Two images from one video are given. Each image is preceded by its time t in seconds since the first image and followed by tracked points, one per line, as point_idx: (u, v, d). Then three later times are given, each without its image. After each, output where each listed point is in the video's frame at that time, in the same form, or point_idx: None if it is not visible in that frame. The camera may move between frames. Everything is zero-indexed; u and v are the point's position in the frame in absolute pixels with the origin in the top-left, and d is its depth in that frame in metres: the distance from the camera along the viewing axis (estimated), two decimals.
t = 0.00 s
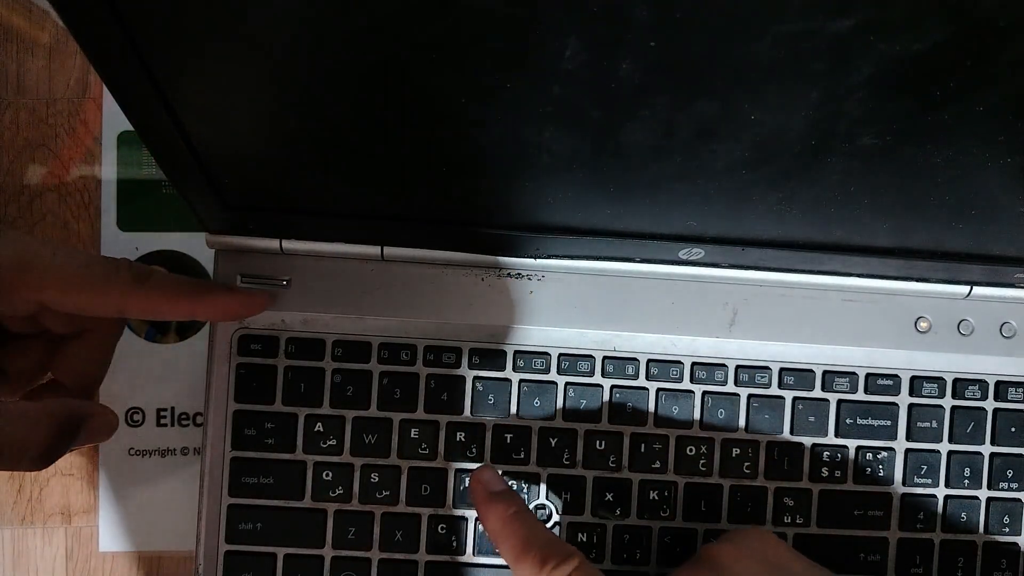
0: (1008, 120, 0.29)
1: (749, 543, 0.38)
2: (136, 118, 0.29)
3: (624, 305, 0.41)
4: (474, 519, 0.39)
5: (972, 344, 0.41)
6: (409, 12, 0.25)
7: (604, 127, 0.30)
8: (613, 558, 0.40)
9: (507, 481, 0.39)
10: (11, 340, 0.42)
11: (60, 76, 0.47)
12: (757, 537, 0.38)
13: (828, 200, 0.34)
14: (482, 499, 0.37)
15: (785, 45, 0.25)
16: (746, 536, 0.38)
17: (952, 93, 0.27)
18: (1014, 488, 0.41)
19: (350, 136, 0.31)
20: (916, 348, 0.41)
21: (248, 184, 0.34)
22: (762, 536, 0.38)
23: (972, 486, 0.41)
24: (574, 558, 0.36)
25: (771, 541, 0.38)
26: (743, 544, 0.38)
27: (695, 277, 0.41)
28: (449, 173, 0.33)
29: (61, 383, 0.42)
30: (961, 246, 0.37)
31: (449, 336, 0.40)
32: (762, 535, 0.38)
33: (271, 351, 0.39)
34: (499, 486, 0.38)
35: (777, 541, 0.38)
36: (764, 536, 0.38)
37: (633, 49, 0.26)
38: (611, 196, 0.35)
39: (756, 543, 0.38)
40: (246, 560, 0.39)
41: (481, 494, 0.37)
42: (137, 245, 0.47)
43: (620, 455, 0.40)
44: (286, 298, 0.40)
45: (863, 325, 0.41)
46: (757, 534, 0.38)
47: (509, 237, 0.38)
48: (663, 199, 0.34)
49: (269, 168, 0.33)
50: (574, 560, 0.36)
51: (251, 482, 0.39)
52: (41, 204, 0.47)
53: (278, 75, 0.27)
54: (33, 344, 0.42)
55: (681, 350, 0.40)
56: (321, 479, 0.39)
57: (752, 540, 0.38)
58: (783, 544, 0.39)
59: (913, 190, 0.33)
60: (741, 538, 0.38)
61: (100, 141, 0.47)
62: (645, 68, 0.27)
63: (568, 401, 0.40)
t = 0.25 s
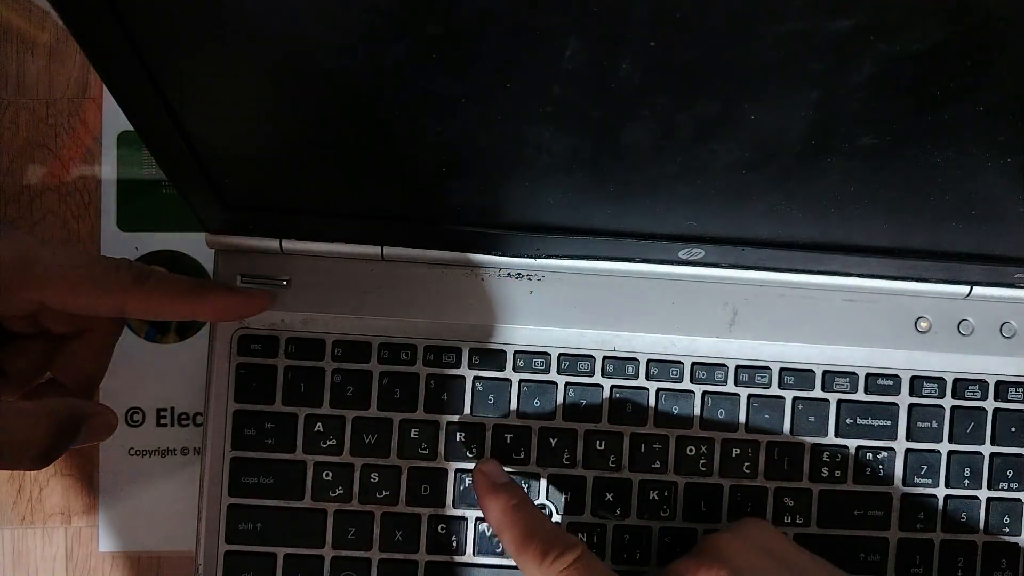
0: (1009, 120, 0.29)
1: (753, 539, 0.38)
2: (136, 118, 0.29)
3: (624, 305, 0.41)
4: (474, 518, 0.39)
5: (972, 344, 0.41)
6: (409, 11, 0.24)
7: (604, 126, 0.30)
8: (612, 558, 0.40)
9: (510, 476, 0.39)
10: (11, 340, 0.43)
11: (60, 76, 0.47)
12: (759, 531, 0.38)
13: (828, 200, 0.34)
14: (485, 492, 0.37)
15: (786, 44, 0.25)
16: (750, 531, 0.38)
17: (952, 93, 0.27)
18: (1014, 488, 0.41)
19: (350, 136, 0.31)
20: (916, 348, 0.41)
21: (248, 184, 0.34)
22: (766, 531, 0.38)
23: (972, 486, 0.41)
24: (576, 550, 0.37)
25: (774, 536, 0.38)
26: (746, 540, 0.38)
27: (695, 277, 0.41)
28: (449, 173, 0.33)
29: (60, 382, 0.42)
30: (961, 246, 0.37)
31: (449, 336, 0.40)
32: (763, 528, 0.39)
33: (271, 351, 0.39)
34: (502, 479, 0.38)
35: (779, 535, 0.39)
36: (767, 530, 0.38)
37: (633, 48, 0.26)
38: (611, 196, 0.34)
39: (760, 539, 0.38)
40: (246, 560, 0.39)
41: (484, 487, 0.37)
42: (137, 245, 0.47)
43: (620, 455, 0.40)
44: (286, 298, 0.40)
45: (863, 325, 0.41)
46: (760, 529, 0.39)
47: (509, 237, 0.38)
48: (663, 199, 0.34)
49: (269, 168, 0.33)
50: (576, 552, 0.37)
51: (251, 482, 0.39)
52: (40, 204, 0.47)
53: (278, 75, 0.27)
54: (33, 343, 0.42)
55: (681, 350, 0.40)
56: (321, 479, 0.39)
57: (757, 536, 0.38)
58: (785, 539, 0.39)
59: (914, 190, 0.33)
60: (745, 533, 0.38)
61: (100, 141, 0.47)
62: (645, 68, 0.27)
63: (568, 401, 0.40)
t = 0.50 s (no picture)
0: (1008, 120, 0.29)
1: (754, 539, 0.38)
2: (137, 118, 0.29)
3: (624, 304, 0.41)
4: (474, 518, 0.39)
5: (972, 344, 0.41)
6: (409, 11, 0.24)
7: (604, 127, 0.30)
8: (612, 558, 0.40)
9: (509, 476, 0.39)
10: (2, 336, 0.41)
11: (60, 76, 0.47)
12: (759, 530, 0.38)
13: (828, 200, 0.34)
14: (484, 493, 0.37)
15: (786, 45, 0.25)
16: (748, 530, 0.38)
17: (952, 93, 0.27)
18: (1014, 488, 0.41)
19: (350, 136, 0.31)
20: (916, 348, 0.41)
21: (249, 184, 0.34)
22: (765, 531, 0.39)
23: (972, 486, 0.41)
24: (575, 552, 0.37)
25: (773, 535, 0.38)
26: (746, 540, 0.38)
27: (694, 277, 0.41)
28: (449, 173, 0.33)
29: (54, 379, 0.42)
30: (961, 246, 0.37)
31: (449, 336, 0.40)
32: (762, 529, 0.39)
33: (271, 351, 0.39)
34: (502, 480, 0.38)
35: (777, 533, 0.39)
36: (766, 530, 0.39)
37: (633, 48, 0.26)
38: (611, 196, 0.34)
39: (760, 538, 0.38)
40: (246, 560, 0.39)
41: (484, 488, 0.37)
42: (137, 246, 0.47)
43: (620, 455, 0.40)
44: (286, 298, 0.40)
45: (863, 325, 0.41)
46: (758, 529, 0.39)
47: (510, 237, 0.38)
48: (663, 199, 0.34)
49: (269, 168, 0.33)
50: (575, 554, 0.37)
51: (251, 482, 0.39)
52: (41, 204, 0.47)
53: (278, 75, 0.27)
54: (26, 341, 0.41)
55: (681, 350, 0.40)
56: (321, 479, 0.39)
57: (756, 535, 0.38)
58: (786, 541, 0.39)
59: (913, 190, 0.33)
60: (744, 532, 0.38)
61: (100, 141, 0.47)
62: (645, 68, 0.27)
63: (568, 401, 0.40)
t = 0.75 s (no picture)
0: (1008, 120, 0.29)
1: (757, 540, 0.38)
2: (137, 118, 0.29)
3: (624, 304, 0.41)
4: (474, 519, 0.39)
5: (972, 344, 0.41)
6: (409, 11, 0.24)
7: (604, 127, 0.30)
8: (612, 558, 0.40)
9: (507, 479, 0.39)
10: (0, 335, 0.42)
11: (60, 76, 0.47)
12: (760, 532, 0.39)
13: (828, 200, 0.34)
14: (484, 496, 0.37)
15: (786, 45, 0.25)
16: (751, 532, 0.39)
17: (952, 93, 0.27)
18: (1014, 488, 0.41)
19: (350, 136, 0.31)
20: (916, 348, 0.41)
21: (249, 184, 0.34)
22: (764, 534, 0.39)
23: (972, 486, 0.41)
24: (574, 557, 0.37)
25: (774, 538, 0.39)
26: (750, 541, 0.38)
27: (694, 277, 0.41)
28: (449, 173, 0.33)
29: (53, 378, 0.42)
30: (961, 246, 0.37)
31: (449, 336, 0.40)
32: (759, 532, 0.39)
33: (271, 351, 0.39)
34: (500, 484, 0.38)
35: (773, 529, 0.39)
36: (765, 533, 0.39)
37: (633, 48, 0.26)
38: (611, 196, 0.34)
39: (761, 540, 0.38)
40: (246, 560, 0.39)
41: (482, 491, 0.37)
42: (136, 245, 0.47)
43: (620, 455, 0.40)
44: (287, 298, 0.40)
45: (863, 325, 0.41)
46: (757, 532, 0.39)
47: (510, 237, 0.38)
48: (663, 199, 0.34)
49: (269, 168, 0.33)
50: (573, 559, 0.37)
51: (251, 482, 0.39)
52: (40, 204, 0.47)
53: (278, 75, 0.27)
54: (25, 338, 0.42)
55: (681, 350, 0.40)
56: (321, 479, 0.39)
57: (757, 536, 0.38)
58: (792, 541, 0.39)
59: (913, 190, 0.33)
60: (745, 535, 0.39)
61: (100, 141, 0.47)
62: (645, 69, 0.27)
63: (568, 401, 0.40)
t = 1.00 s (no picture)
0: (1008, 120, 0.29)
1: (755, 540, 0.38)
2: (137, 118, 0.29)
3: (624, 304, 0.41)
4: (474, 519, 0.39)
5: (972, 344, 0.41)
6: (409, 11, 0.24)
7: (604, 127, 0.30)
8: (612, 558, 0.40)
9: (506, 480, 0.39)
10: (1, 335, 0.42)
11: (60, 76, 0.47)
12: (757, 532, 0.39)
13: (828, 200, 0.34)
14: (483, 498, 0.37)
15: (786, 45, 0.25)
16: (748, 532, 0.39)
17: (952, 93, 0.27)
18: (1014, 488, 0.41)
19: (350, 136, 0.31)
20: (916, 348, 0.41)
21: (249, 184, 0.34)
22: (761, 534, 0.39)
23: (972, 486, 0.41)
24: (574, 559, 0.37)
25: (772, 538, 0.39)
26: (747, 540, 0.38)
27: (695, 277, 0.41)
28: (449, 173, 0.33)
29: (53, 378, 0.42)
30: (961, 246, 0.37)
31: (449, 336, 0.40)
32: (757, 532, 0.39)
33: (271, 351, 0.39)
34: (500, 486, 0.38)
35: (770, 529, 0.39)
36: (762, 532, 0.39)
37: (633, 48, 0.26)
38: (611, 196, 0.34)
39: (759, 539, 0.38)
40: (246, 560, 0.39)
41: (482, 494, 0.37)
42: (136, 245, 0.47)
43: (620, 455, 0.40)
44: (287, 298, 0.40)
45: (863, 325, 0.41)
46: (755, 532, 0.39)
47: (510, 237, 0.38)
48: (663, 199, 0.34)
49: (269, 168, 0.33)
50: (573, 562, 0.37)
51: (251, 482, 0.39)
52: (40, 204, 0.47)
53: (278, 75, 0.27)
54: (25, 339, 0.42)
55: (681, 350, 0.40)
56: (321, 479, 0.39)
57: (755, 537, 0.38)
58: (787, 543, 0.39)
59: (913, 190, 0.33)
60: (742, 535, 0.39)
61: (100, 141, 0.47)
62: (645, 69, 0.27)
63: (568, 401, 0.40)
